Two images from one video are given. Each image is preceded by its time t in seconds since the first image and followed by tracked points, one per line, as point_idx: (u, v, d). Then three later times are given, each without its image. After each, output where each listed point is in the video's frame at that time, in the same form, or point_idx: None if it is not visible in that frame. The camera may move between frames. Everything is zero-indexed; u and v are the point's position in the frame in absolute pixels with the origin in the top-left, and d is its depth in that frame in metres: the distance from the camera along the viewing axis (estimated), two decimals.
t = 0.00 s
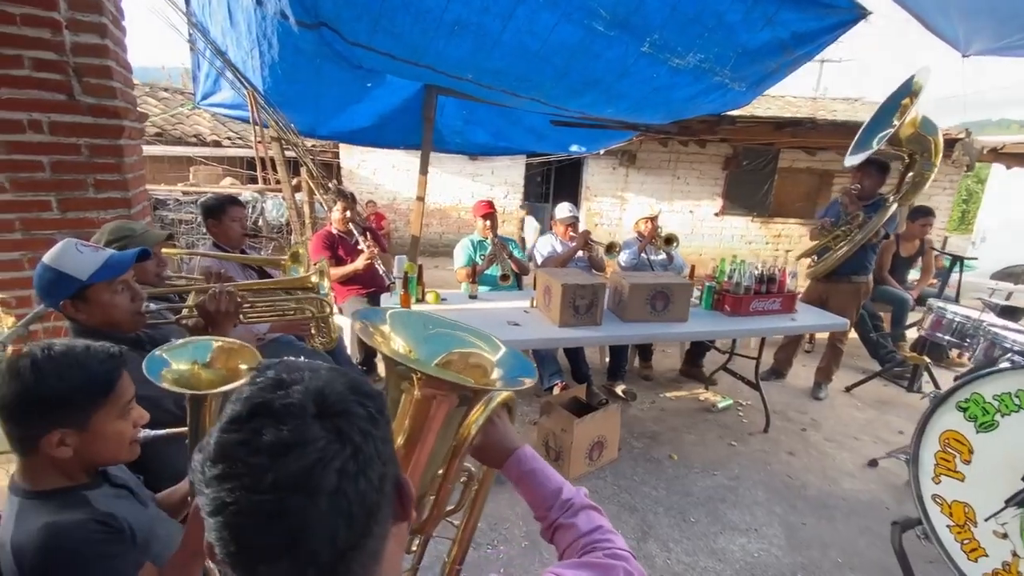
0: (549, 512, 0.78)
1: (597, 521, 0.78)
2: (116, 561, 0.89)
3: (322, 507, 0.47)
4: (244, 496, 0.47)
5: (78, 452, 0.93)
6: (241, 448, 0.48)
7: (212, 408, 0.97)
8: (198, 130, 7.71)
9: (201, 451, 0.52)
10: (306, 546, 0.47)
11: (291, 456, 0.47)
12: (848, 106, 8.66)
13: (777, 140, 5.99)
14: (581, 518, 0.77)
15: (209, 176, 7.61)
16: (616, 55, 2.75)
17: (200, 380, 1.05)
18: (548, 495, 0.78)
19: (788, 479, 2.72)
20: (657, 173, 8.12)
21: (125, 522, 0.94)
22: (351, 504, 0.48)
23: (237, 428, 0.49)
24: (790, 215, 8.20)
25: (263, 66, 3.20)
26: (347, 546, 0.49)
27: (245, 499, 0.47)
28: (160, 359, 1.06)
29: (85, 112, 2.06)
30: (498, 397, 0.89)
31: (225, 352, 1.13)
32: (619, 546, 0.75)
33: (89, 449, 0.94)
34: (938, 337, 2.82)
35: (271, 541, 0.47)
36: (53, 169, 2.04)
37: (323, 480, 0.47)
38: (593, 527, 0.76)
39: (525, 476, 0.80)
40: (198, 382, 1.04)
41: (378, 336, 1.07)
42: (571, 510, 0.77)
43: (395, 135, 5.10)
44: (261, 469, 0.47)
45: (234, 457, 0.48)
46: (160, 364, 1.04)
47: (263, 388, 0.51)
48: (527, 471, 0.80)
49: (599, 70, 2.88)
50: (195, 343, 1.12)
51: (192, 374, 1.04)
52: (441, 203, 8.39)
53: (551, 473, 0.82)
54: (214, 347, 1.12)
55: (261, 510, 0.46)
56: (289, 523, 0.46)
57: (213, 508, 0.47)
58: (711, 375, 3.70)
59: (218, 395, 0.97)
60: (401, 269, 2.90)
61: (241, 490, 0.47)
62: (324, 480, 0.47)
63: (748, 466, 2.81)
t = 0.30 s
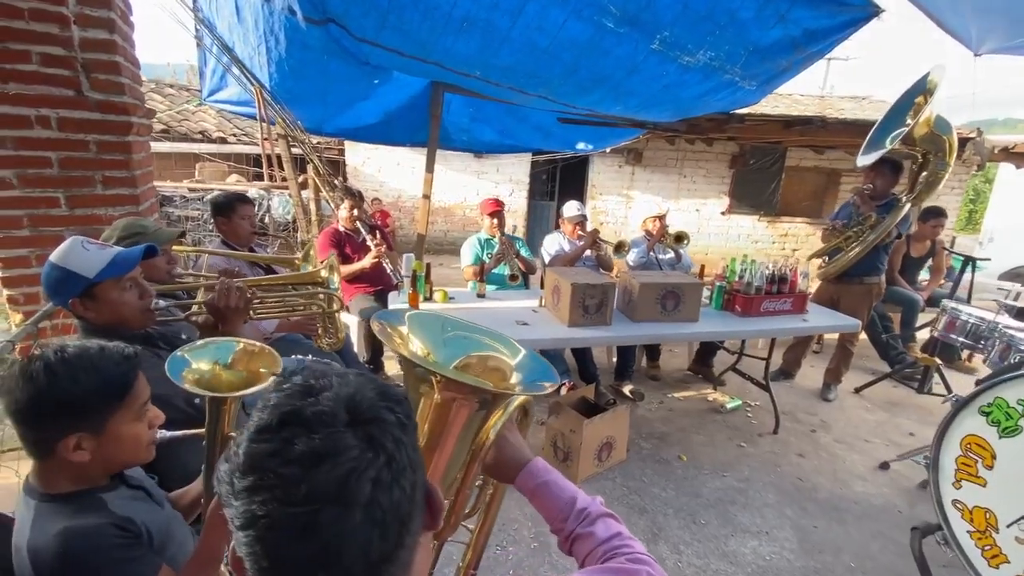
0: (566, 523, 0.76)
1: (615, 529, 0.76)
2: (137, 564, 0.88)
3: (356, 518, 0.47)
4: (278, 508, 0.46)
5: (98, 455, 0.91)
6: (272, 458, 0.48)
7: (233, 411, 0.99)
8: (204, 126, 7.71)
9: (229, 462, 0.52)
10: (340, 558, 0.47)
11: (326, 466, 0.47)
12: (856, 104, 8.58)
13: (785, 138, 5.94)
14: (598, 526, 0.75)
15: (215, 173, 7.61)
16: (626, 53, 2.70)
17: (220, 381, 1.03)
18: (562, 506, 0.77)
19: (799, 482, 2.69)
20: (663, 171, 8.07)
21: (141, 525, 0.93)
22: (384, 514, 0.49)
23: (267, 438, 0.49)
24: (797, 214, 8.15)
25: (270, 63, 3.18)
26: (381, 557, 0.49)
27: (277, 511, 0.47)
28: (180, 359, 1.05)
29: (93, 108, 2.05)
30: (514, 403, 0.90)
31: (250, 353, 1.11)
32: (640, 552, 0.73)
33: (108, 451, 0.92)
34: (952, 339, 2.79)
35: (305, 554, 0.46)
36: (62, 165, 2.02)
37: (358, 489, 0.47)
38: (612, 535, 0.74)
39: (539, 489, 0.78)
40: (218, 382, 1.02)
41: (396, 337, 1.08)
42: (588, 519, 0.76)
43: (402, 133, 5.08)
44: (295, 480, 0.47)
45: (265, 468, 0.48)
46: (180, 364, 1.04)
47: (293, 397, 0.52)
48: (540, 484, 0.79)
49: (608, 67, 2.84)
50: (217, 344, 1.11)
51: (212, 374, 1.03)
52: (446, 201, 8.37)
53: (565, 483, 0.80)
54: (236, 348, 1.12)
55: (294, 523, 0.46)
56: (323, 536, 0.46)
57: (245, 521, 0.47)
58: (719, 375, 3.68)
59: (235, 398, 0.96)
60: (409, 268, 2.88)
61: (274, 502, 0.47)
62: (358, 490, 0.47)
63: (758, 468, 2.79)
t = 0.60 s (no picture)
0: (577, 528, 0.74)
1: (627, 534, 0.74)
2: (139, 571, 0.86)
3: (368, 531, 0.45)
4: (287, 520, 0.45)
5: (99, 460, 0.90)
6: (281, 468, 0.46)
7: (235, 415, 0.97)
8: (203, 123, 7.66)
9: (236, 471, 0.50)
10: (352, 572, 0.45)
11: (337, 476, 0.45)
12: (857, 100, 8.54)
13: (787, 134, 5.91)
14: (610, 531, 0.73)
15: (214, 170, 7.57)
16: (628, 47, 2.67)
17: (221, 384, 1.02)
18: (572, 510, 0.75)
19: (803, 479, 2.68)
20: (663, 167, 8.04)
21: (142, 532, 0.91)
22: (397, 526, 0.47)
23: (276, 446, 0.47)
24: (798, 210, 8.14)
25: (269, 59, 3.15)
26: (394, 569, 0.47)
27: (287, 524, 0.45)
28: (180, 360, 1.04)
29: (91, 104, 2.02)
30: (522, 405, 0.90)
31: (252, 354, 1.10)
32: (653, 558, 0.71)
33: (110, 456, 0.91)
34: (956, 336, 2.78)
35: (316, 568, 0.45)
36: (60, 163, 2.00)
37: (370, 500, 0.45)
38: (624, 540, 0.73)
39: (548, 492, 0.77)
40: (222, 389, 1.01)
41: (404, 338, 1.07)
42: (600, 524, 0.74)
43: (402, 129, 5.05)
44: (305, 491, 0.45)
45: (274, 478, 0.46)
46: (180, 366, 1.02)
47: (302, 403, 0.50)
48: (549, 487, 0.77)
49: (610, 62, 2.81)
50: (218, 345, 1.09)
51: (214, 377, 1.02)
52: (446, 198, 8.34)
53: (574, 486, 0.79)
54: (237, 349, 1.10)
55: (304, 536, 0.45)
56: (334, 549, 0.44)
57: (254, 534, 0.45)
58: (722, 372, 3.67)
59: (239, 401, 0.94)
60: (410, 265, 2.86)
61: (283, 514, 0.45)
62: (371, 501, 0.46)
63: (762, 465, 2.78)
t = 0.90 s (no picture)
0: (580, 530, 0.73)
1: (631, 536, 0.72)
2: None
3: (372, 540, 0.44)
4: (287, 530, 0.43)
5: (90, 467, 0.88)
6: (280, 476, 0.45)
7: (230, 419, 0.95)
8: (197, 122, 7.60)
9: (233, 478, 0.48)
10: None
11: (338, 484, 0.43)
12: (854, 95, 8.54)
13: (784, 129, 5.90)
14: (615, 533, 0.72)
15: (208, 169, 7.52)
16: (625, 43, 2.64)
17: (218, 387, 1.00)
18: (576, 511, 0.74)
19: (803, 475, 2.68)
20: (660, 164, 8.02)
21: (139, 537, 0.90)
22: (401, 534, 0.46)
23: (275, 453, 0.46)
24: (795, 206, 8.15)
25: (263, 56, 3.11)
26: None
27: (286, 535, 0.43)
28: (174, 364, 1.02)
29: (83, 102, 1.99)
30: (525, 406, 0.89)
31: (250, 355, 1.08)
32: (658, 561, 0.70)
33: (102, 462, 0.89)
34: (955, 331, 2.77)
35: None
36: (51, 162, 1.97)
37: (373, 508, 0.44)
38: (628, 542, 0.71)
39: (551, 493, 0.75)
40: (218, 391, 0.99)
41: (405, 339, 1.06)
42: (604, 526, 0.72)
43: (398, 126, 5.01)
44: (305, 501, 0.43)
45: (273, 487, 0.44)
46: (174, 370, 1.01)
47: (302, 407, 0.48)
48: (552, 489, 0.76)
49: (607, 57, 2.79)
50: (213, 346, 1.07)
51: (209, 380, 1.00)
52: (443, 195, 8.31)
53: (577, 487, 0.77)
54: (234, 350, 1.08)
55: (305, 547, 0.43)
56: (335, 560, 0.43)
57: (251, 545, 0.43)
58: (721, 368, 3.66)
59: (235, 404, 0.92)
60: (408, 263, 2.85)
61: (283, 523, 0.43)
62: (374, 510, 0.44)
63: (762, 462, 2.77)
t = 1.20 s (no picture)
0: (583, 536, 0.71)
1: (636, 543, 0.71)
2: None
3: (373, 555, 0.43)
4: (285, 546, 0.42)
5: (82, 476, 0.86)
6: (278, 489, 0.43)
7: (225, 426, 0.94)
8: (192, 122, 7.55)
9: (229, 492, 0.47)
10: None
11: (339, 498, 0.42)
12: (849, 93, 8.56)
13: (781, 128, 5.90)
14: (618, 540, 0.70)
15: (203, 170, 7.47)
16: (622, 42, 2.63)
17: (212, 394, 0.98)
18: (578, 518, 0.72)
19: (803, 475, 2.67)
20: (657, 163, 8.02)
21: (132, 547, 0.88)
22: (403, 548, 0.44)
23: (272, 466, 0.44)
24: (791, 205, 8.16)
25: (258, 56, 3.09)
26: None
27: (284, 551, 0.42)
28: (167, 370, 1.01)
29: (77, 104, 1.97)
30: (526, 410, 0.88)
31: (246, 360, 1.07)
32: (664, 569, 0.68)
33: (94, 471, 0.87)
34: (954, 329, 2.77)
35: None
36: (44, 164, 1.95)
37: (374, 522, 0.43)
38: (633, 550, 0.70)
39: (553, 500, 0.74)
40: (213, 397, 0.98)
41: (404, 341, 1.05)
42: (607, 533, 0.71)
43: (395, 126, 4.99)
44: (303, 516, 0.42)
45: (271, 501, 0.43)
46: (167, 376, 1.00)
47: (300, 418, 0.47)
48: (553, 495, 0.75)
49: (604, 56, 2.78)
50: (206, 351, 1.06)
51: (204, 386, 0.99)
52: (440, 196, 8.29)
53: (580, 494, 0.76)
54: (227, 355, 1.07)
55: (304, 564, 0.42)
56: None
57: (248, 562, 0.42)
58: (720, 368, 3.66)
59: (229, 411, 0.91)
60: (406, 264, 2.83)
61: (280, 539, 0.42)
62: (375, 524, 0.43)
63: (762, 461, 2.77)
